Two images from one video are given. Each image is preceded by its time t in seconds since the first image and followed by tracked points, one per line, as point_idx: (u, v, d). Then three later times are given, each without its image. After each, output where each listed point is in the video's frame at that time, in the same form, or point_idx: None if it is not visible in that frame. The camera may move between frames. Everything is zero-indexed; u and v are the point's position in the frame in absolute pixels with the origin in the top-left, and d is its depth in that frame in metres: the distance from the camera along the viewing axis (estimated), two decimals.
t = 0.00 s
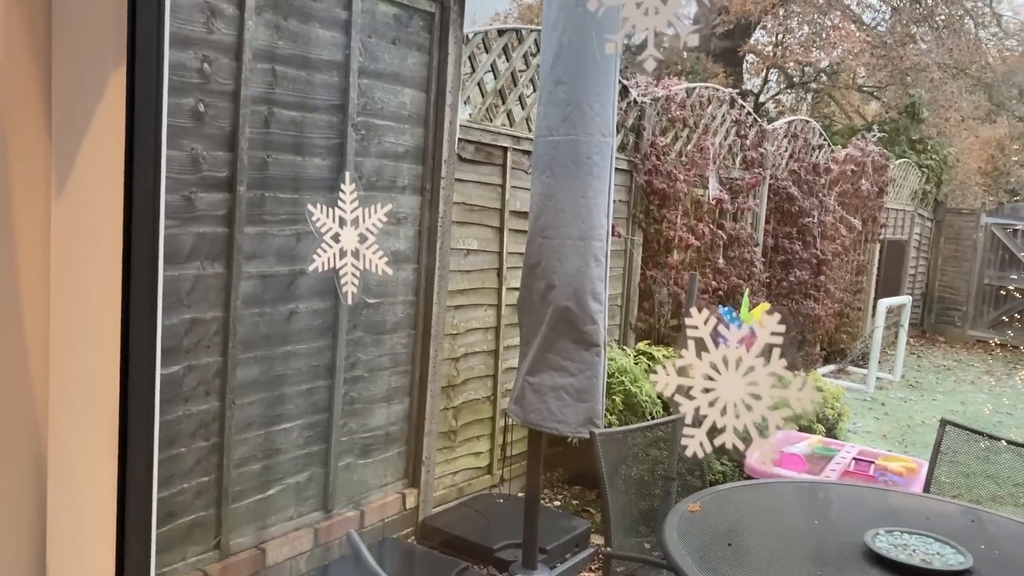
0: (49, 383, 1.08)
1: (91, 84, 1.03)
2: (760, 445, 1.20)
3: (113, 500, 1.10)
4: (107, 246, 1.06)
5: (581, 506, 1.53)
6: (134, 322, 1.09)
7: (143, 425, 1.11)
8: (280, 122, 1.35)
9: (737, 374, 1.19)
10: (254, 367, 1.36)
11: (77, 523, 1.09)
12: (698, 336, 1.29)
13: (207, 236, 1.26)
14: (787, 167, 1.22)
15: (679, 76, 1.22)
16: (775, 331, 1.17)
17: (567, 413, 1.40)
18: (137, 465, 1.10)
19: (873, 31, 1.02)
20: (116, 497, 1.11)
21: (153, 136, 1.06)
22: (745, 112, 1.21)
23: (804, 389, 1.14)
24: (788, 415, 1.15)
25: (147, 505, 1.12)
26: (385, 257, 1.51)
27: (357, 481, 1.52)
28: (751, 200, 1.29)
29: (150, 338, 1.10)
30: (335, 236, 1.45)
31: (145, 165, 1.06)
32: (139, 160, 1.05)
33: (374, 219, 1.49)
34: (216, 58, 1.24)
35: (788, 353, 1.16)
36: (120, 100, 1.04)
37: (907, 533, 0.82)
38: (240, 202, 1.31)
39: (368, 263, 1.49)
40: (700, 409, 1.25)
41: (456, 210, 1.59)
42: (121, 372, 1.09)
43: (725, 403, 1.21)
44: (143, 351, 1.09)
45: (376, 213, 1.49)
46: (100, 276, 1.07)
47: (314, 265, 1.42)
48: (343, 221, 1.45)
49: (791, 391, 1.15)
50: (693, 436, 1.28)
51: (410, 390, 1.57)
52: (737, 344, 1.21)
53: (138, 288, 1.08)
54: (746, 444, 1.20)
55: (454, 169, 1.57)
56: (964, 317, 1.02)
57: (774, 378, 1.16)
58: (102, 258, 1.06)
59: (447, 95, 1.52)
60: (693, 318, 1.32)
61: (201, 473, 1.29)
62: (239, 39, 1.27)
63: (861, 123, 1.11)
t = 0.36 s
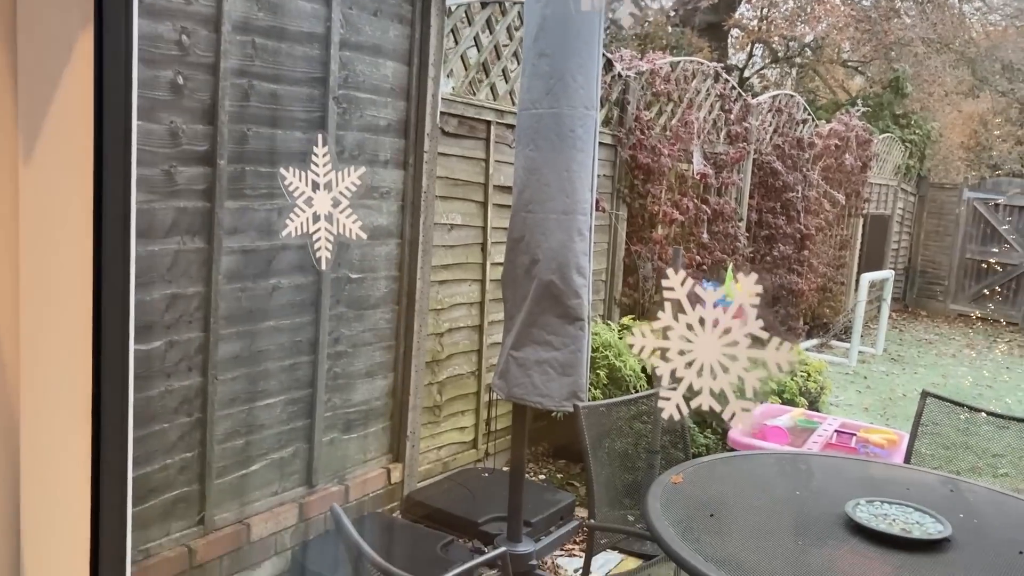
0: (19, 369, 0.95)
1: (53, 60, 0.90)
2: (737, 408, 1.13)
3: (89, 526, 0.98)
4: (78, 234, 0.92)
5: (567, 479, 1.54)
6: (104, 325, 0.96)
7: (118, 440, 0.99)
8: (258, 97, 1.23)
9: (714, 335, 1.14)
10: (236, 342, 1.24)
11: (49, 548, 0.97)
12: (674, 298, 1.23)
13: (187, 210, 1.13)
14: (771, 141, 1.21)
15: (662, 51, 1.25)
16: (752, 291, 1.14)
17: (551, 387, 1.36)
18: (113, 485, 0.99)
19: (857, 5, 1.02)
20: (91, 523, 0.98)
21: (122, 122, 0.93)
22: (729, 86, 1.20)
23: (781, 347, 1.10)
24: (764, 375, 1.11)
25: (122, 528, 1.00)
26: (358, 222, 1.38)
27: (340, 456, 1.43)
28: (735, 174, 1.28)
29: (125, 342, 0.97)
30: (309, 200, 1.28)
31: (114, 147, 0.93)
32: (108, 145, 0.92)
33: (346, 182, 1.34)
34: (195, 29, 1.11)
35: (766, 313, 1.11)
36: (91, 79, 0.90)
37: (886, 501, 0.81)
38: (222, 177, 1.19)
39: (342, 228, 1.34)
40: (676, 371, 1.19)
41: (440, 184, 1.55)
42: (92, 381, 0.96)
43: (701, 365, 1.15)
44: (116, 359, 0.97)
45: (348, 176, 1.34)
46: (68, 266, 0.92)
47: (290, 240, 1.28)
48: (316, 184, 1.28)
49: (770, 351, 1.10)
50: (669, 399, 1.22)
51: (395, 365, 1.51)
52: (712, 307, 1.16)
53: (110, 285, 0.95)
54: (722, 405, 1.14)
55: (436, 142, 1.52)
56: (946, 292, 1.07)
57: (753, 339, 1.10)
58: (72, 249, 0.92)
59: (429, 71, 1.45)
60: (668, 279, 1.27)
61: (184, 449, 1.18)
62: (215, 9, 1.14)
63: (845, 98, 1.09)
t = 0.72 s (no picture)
0: None
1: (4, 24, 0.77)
2: (714, 355, 1.21)
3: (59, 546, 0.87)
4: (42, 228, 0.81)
5: (554, 454, 1.55)
6: (73, 327, 0.85)
7: (89, 452, 0.88)
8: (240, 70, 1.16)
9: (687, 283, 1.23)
10: (222, 317, 1.18)
11: None
12: (649, 247, 1.30)
13: (170, 185, 1.08)
14: (758, 117, 1.21)
15: (651, 25, 1.32)
16: (729, 239, 1.21)
17: (538, 361, 1.20)
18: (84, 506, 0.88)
19: None
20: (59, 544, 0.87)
21: (88, 107, 0.82)
22: (718, 62, 1.23)
23: (757, 296, 1.17)
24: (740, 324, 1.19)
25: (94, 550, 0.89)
26: (327, 174, 1.31)
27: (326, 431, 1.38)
28: (723, 149, 1.27)
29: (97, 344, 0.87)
30: (276, 153, 1.22)
31: (77, 128, 0.82)
32: (74, 128, 0.82)
33: (316, 134, 1.27)
34: None
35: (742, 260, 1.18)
36: (51, 53, 0.80)
37: (869, 472, 0.82)
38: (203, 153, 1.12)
39: (310, 182, 1.28)
40: (651, 321, 1.28)
41: (425, 159, 1.49)
42: (62, 387, 0.85)
43: (677, 314, 1.24)
44: (87, 360, 0.86)
45: (316, 128, 1.28)
46: (34, 261, 0.81)
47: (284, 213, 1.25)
48: (283, 137, 1.22)
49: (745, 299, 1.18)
50: (643, 350, 1.27)
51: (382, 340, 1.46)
52: (687, 257, 1.25)
53: (78, 281, 0.84)
54: (698, 354, 1.23)
55: (421, 117, 1.45)
56: (930, 266, 1.07)
57: (727, 287, 1.19)
58: (37, 240, 0.81)
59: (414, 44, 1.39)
60: (643, 228, 1.34)
61: (168, 424, 1.13)
62: None
63: (833, 74, 1.11)
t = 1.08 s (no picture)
0: None
1: None
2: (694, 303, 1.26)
3: (33, 566, 0.75)
4: (11, 209, 0.68)
5: (542, 427, 1.57)
6: (42, 313, 0.72)
7: (62, 452, 0.76)
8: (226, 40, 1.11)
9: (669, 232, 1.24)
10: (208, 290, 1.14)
11: None
12: (628, 191, 1.34)
13: (153, 155, 1.03)
14: (746, 90, 1.23)
15: None
16: (709, 183, 1.24)
17: (525, 333, 1.20)
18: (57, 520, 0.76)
19: None
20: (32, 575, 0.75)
21: (54, 69, 0.70)
22: (706, 33, 1.25)
23: (736, 242, 1.21)
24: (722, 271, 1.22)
25: (70, 566, 0.78)
26: (299, 123, 1.25)
27: (315, 405, 1.36)
28: (711, 123, 1.28)
29: (68, 347, 0.74)
30: (247, 103, 1.15)
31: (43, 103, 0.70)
32: (39, 78, 0.69)
33: (286, 82, 1.20)
34: None
35: (720, 206, 1.22)
36: (15, 13, 0.66)
37: (855, 440, 0.82)
38: (186, 122, 1.07)
39: (281, 132, 1.22)
40: (631, 269, 1.31)
41: (411, 131, 1.47)
42: (32, 384, 0.73)
43: (656, 260, 1.26)
44: (58, 355, 0.73)
45: (287, 74, 1.21)
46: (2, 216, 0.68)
47: (268, 184, 1.21)
48: (253, 87, 1.15)
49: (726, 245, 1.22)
50: (622, 298, 1.34)
51: (369, 314, 1.43)
52: (668, 201, 1.26)
53: (47, 277, 0.72)
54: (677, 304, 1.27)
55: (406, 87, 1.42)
56: (919, 242, 1.10)
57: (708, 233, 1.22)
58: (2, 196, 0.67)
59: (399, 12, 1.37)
60: (622, 172, 1.38)
61: (153, 398, 1.09)
62: None
63: (822, 47, 1.11)
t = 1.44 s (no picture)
0: None
1: None
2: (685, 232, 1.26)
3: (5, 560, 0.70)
4: None
5: (531, 397, 1.60)
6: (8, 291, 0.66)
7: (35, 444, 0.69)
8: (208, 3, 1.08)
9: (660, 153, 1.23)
10: (193, 259, 1.12)
11: None
12: (615, 113, 1.33)
13: (135, 121, 1.00)
14: (737, 61, 1.25)
15: None
16: (702, 102, 1.22)
17: (514, 303, 1.18)
18: (29, 510, 0.70)
19: None
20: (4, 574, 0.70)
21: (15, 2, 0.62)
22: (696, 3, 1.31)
23: (731, 164, 1.22)
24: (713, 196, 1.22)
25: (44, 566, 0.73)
26: (271, 52, 1.18)
27: (300, 374, 1.35)
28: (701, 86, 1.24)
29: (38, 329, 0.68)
30: (216, 33, 1.08)
31: (3, 50, 0.63)
32: None
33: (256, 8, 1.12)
34: None
35: (712, 127, 1.21)
36: None
37: (843, 406, 0.83)
38: (169, 88, 1.04)
39: (252, 62, 1.16)
40: (619, 195, 1.30)
41: (399, 99, 1.46)
42: None
43: (645, 186, 1.26)
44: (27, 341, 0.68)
45: None
46: None
47: (252, 151, 1.18)
48: (222, 13, 1.08)
49: (719, 167, 1.22)
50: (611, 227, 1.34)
51: (357, 285, 1.42)
52: (658, 122, 1.24)
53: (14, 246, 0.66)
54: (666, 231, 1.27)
55: (394, 54, 1.41)
56: (908, 216, 1.23)
57: (701, 154, 1.21)
58: None
59: None
60: (610, 93, 1.36)
61: (140, 368, 1.07)
62: None
63: (812, 20, 1.17)
